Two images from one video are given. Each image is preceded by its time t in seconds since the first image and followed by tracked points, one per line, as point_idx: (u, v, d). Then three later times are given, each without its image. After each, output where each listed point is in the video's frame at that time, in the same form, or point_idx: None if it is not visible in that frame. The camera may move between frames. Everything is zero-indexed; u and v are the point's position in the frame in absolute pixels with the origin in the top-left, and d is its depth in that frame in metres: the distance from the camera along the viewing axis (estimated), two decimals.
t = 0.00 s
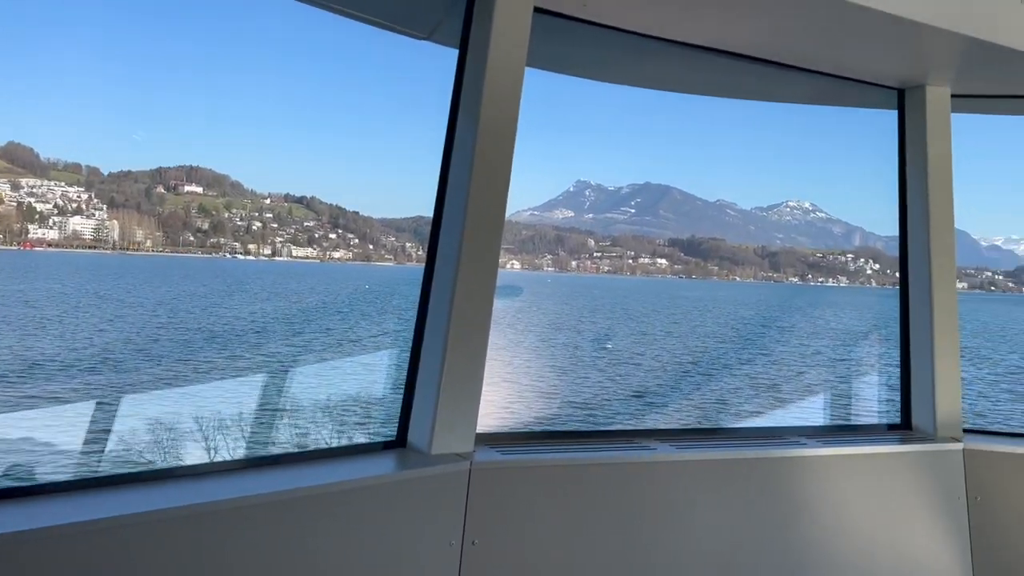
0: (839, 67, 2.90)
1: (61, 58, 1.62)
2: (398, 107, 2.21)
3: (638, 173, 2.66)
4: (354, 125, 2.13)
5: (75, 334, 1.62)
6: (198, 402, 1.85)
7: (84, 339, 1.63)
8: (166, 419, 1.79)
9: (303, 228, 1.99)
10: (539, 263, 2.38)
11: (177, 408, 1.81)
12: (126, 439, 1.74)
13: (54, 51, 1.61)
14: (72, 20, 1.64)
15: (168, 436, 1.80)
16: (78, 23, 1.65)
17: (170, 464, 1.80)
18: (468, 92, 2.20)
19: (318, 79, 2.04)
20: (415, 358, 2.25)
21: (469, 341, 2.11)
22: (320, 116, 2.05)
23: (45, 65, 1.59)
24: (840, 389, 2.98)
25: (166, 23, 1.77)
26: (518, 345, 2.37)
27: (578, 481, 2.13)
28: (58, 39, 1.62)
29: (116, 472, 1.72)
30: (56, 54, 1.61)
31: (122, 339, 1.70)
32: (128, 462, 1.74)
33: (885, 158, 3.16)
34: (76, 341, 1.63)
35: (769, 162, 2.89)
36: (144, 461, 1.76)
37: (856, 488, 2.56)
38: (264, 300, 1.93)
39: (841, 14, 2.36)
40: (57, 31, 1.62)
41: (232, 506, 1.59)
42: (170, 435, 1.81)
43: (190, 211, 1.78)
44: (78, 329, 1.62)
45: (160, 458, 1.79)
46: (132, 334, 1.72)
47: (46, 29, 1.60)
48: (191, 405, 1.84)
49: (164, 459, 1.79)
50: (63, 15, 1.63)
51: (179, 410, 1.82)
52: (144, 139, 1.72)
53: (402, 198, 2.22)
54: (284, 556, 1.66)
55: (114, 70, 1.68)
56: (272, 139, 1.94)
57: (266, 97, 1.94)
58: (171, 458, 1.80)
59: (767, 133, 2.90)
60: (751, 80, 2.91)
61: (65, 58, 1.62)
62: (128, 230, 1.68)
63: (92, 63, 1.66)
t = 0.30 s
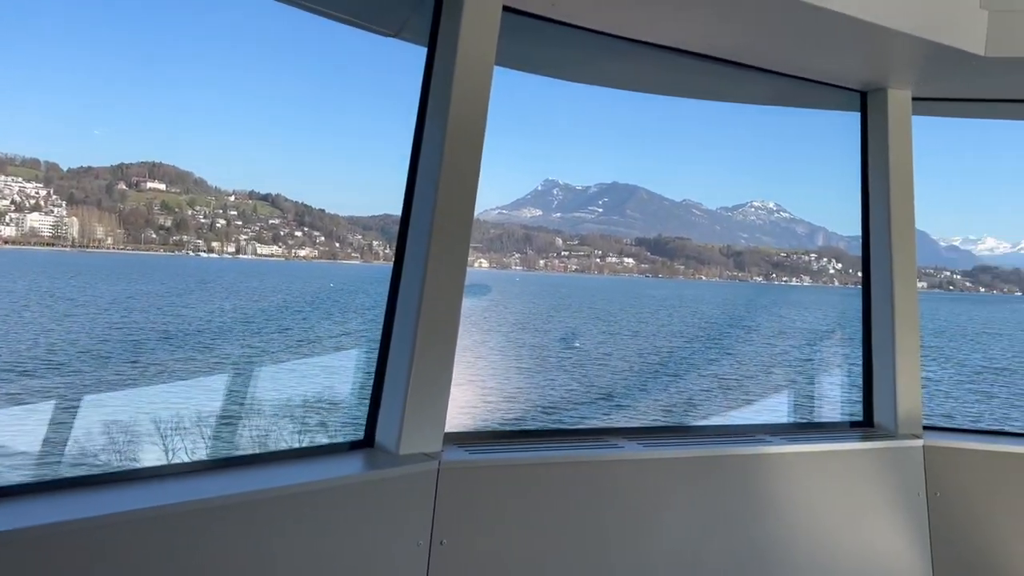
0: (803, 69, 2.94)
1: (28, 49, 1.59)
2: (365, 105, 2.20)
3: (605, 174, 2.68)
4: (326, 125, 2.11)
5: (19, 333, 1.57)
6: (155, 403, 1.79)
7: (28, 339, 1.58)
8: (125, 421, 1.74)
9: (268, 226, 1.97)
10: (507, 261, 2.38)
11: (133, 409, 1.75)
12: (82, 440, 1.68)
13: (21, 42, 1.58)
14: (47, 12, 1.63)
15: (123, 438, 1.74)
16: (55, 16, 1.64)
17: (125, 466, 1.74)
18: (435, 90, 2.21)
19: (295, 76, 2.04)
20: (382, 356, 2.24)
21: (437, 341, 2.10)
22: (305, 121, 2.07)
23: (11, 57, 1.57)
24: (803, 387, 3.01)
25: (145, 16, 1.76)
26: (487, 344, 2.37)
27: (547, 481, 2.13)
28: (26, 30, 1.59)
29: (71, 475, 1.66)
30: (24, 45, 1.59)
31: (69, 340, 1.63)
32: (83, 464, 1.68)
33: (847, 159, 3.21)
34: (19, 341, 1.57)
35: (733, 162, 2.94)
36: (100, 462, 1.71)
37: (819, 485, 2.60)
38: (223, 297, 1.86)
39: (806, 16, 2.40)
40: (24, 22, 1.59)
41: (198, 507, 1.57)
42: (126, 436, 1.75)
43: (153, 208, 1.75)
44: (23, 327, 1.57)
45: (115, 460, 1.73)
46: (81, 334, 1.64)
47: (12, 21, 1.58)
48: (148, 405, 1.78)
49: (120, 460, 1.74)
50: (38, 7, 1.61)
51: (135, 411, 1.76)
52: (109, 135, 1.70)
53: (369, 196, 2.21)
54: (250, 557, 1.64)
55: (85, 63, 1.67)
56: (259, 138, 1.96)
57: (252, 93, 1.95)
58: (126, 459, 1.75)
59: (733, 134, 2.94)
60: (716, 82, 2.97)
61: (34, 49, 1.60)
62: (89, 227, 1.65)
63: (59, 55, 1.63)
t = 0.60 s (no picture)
0: (769, 70, 2.97)
1: (23, 47, 1.60)
2: (333, 101, 2.17)
3: (574, 173, 2.68)
4: (327, 125, 2.16)
5: None
6: (112, 406, 1.74)
7: None
8: (80, 424, 1.69)
9: (233, 223, 1.94)
10: (476, 260, 2.39)
11: (89, 411, 1.70)
12: (36, 444, 1.63)
13: (14, 40, 1.59)
14: (47, 12, 1.65)
15: (79, 441, 1.69)
16: (55, 16, 1.66)
17: (82, 470, 1.69)
18: (403, 89, 2.20)
19: (284, 74, 2.05)
20: (348, 356, 2.22)
21: (404, 340, 2.09)
22: (297, 121, 2.09)
23: (3, 54, 1.57)
24: (767, 384, 3.05)
25: (144, 16, 1.78)
26: (454, 343, 2.36)
27: (514, 480, 2.13)
28: (20, 28, 1.60)
29: (25, 479, 1.61)
30: (18, 43, 1.59)
31: (12, 340, 1.58)
32: (37, 468, 1.63)
33: (811, 160, 3.25)
34: None
35: (699, 162, 2.98)
36: (54, 467, 1.65)
37: (783, 481, 2.63)
38: (181, 296, 1.83)
39: (773, 19, 2.43)
40: (17, 20, 1.60)
41: (161, 509, 1.54)
42: (82, 440, 1.70)
43: (114, 205, 1.71)
44: None
45: (70, 464, 1.68)
46: (26, 335, 1.59)
47: (5, 19, 1.58)
48: (104, 407, 1.73)
49: (76, 464, 1.69)
50: (39, 7, 1.63)
51: (91, 414, 1.71)
52: (70, 130, 1.66)
53: (336, 193, 2.18)
54: (216, 561, 1.61)
55: (85, 63, 1.69)
56: (264, 139, 2.01)
57: (254, 92, 1.99)
58: (82, 463, 1.69)
59: (699, 133, 3.00)
60: (682, 82, 3.00)
61: (33, 48, 1.61)
62: (46, 225, 1.61)
63: (73, 54, 1.67)
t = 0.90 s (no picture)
0: (735, 72, 3.00)
1: (22, 47, 1.63)
2: (297, 98, 2.14)
3: (542, 172, 2.69)
4: (327, 125, 2.22)
5: None
6: (65, 407, 1.70)
7: None
8: (33, 426, 1.65)
9: (196, 221, 1.91)
10: (443, 259, 2.39)
11: (41, 413, 1.66)
12: None
13: (14, 40, 1.62)
14: (47, 12, 1.67)
15: (31, 444, 1.65)
16: (56, 16, 1.68)
17: (35, 473, 1.64)
18: (369, 87, 2.18)
19: (248, 69, 2.02)
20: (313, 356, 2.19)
21: (370, 340, 2.07)
22: (261, 118, 2.06)
23: (3, 54, 1.60)
24: (733, 381, 3.08)
25: (140, 16, 1.81)
26: (421, 343, 2.35)
27: (480, 479, 2.13)
28: (20, 28, 1.62)
29: None
30: (19, 43, 1.62)
31: None
32: None
33: (776, 160, 3.29)
34: None
35: (666, 164, 3.01)
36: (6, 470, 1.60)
37: (747, 477, 2.66)
38: (138, 296, 1.78)
39: (738, 20, 2.46)
40: (17, 19, 1.62)
41: (121, 512, 1.50)
42: (34, 442, 1.65)
43: (73, 203, 1.68)
44: None
45: (23, 467, 1.63)
46: None
47: (5, 18, 1.61)
48: (58, 409, 1.69)
49: (29, 467, 1.63)
50: (39, 7, 1.66)
51: (44, 416, 1.66)
52: (29, 126, 1.62)
53: (301, 191, 2.16)
54: (178, 565, 1.58)
55: (84, 62, 1.72)
56: (264, 138, 2.08)
57: (255, 93, 2.05)
58: (35, 466, 1.64)
59: (665, 134, 3.02)
60: (649, 83, 3.02)
61: (31, 47, 1.64)
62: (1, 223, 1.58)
63: (76, 53, 1.71)
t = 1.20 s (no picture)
0: (701, 74, 3.03)
1: (23, 48, 1.66)
2: (262, 95, 2.11)
3: (511, 172, 2.71)
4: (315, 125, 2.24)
5: None
6: (19, 409, 1.66)
7: None
8: None
9: (159, 220, 1.88)
10: (412, 258, 2.38)
11: None
12: None
13: (14, 40, 1.65)
14: (47, 12, 1.71)
15: None
16: (55, 16, 1.72)
17: None
18: (336, 87, 2.16)
19: (212, 66, 1.99)
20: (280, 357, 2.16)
21: (336, 341, 2.06)
22: (227, 115, 2.03)
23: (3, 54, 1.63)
24: (699, 380, 3.10)
25: (124, 18, 1.83)
26: (388, 344, 2.33)
27: (449, 479, 2.12)
28: (20, 28, 1.66)
29: None
30: (18, 43, 1.66)
31: None
32: None
33: (741, 162, 3.32)
34: None
35: (633, 164, 3.03)
36: None
37: (714, 475, 2.69)
38: (95, 296, 1.74)
39: (704, 23, 2.48)
40: (17, 19, 1.66)
41: (82, 518, 1.47)
42: None
43: (32, 201, 1.65)
44: None
45: None
46: None
47: (6, 19, 1.64)
48: (11, 411, 1.64)
49: None
50: (39, 7, 1.70)
51: None
52: None
53: (267, 189, 2.13)
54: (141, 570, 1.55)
55: (84, 63, 1.76)
56: (258, 137, 2.10)
57: (251, 93, 2.07)
58: None
59: (632, 135, 3.04)
60: (617, 84, 3.03)
61: (31, 46, 1.68)
62: None
63: (81, 53, 1.76)
